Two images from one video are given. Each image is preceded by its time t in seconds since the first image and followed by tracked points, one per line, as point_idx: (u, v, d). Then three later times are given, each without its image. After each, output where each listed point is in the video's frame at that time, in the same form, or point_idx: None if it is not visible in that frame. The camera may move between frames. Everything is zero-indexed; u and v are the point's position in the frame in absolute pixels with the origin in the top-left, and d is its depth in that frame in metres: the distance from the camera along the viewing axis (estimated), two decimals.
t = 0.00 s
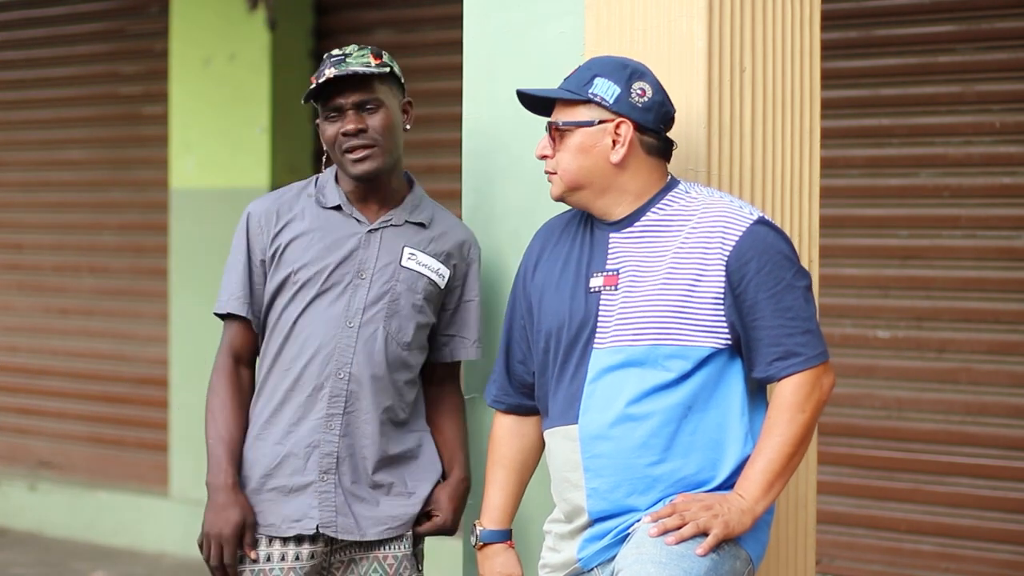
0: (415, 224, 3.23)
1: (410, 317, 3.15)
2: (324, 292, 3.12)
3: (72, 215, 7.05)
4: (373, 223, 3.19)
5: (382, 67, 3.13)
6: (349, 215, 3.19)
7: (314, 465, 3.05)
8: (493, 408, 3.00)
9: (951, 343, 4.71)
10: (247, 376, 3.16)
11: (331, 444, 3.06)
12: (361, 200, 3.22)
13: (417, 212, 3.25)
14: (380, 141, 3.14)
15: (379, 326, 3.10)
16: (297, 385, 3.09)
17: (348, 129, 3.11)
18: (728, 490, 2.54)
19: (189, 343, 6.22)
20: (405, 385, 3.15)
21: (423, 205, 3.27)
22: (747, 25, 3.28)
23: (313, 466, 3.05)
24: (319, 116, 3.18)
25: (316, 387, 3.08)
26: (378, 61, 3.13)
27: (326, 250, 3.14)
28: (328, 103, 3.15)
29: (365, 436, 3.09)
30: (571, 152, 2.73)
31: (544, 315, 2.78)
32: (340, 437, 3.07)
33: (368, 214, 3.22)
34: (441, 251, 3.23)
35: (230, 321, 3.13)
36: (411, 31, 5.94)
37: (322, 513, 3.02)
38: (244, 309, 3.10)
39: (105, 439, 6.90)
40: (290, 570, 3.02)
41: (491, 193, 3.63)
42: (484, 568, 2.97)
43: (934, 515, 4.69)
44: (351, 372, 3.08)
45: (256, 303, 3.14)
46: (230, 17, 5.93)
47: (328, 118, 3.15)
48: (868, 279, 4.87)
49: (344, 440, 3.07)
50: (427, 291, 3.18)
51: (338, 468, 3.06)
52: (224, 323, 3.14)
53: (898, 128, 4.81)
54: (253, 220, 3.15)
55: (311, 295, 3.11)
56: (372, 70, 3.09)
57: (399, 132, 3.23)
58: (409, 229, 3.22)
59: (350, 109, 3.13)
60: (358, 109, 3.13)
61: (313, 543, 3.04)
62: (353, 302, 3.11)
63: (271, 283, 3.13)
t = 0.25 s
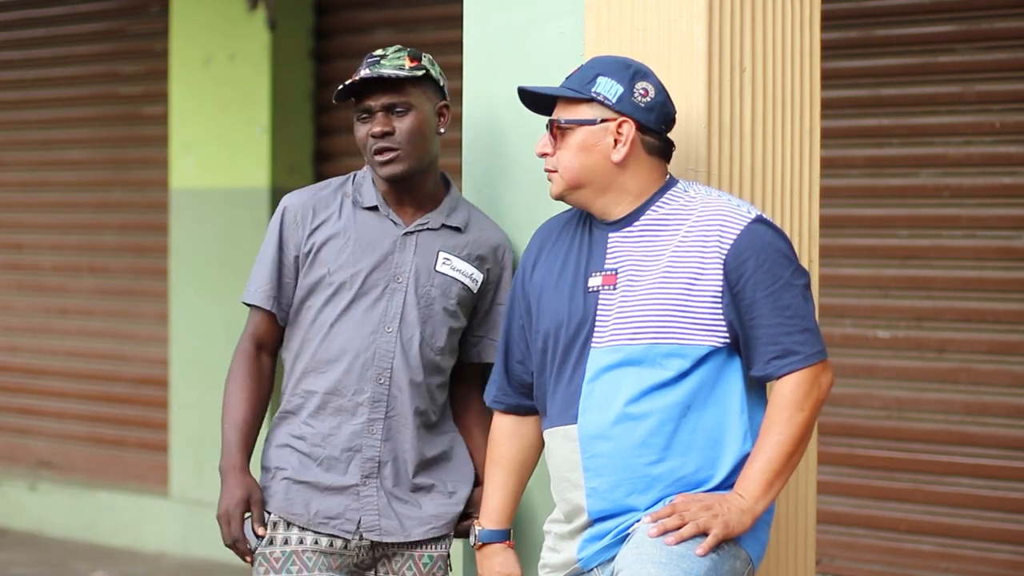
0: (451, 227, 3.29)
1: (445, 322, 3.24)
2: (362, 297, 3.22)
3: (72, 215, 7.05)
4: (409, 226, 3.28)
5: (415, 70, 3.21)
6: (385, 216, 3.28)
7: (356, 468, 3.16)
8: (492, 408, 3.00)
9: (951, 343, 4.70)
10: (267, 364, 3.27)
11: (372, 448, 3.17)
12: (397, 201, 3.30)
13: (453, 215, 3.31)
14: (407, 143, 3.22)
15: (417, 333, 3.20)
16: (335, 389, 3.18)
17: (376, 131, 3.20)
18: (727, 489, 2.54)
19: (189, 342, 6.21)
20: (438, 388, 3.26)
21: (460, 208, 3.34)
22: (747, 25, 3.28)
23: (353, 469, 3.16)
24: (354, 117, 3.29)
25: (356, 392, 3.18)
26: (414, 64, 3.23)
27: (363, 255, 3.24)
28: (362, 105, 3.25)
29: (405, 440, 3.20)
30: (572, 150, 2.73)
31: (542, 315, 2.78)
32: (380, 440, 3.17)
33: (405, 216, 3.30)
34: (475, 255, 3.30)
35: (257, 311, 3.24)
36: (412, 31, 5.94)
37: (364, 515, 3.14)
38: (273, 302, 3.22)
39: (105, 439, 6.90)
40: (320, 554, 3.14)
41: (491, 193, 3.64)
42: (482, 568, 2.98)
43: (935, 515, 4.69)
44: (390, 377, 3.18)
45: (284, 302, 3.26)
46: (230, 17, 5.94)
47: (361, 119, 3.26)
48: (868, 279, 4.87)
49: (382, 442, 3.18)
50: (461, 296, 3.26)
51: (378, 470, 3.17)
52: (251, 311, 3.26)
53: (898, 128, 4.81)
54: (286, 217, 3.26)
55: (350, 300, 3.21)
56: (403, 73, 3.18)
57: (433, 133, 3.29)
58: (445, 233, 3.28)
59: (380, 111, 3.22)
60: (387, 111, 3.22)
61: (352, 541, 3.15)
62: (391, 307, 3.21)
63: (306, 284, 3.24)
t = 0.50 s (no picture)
0: (445, 226, 3.30)
1: (441, 319, 3.25)
2: (358, 296, 3.24)
3: (72, 215, 7.05)
4: (402, 227, 3.29)
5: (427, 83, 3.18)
6: (377, 221, 3.30)
7: (350, 466, 3.20)
8: (492, 408, 3.00)
9: (951, 343, 4.70)
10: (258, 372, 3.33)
11: (367, 446, 3.20)
12: (393, 208, 3.31)
13: (447, 215, 3.31)
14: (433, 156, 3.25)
15: (413, 331, 3.22)
16: (331, 390, 3.22)
17: (415, 149, 3.18)
18: (727, 488, 2.54)
19: (188, 342, 6.21)
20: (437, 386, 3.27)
21: (454, 208, 3.33)
22: (747, 25, 3.28)
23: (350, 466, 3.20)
24: (370, 136, 3.19)
25: (351, 391, 3.21)
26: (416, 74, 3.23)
27: (358, 255, 3.26)
28: (386, 124, 3.17)
29: (401, 437, 3.22)
30: (574, 149, 2.73)
31: (541, 314, 2.78)
32: (376, 438, 3.20)
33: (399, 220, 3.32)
34: (472, 252, 3.30)
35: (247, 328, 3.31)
36: (412, 31, 5.94)
37: (361, 511, 3.17)
38: (264, 317, 3.29)
39: (105, 439, 6.90)
40: (314, 560, 3.21)
41: (491, 193, 3.64)
42: (479, 567, 2.98)
43: (935, 515, 4.69)
44: (386, 375, 3.21)
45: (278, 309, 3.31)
46: (230, 17, 5.94)
47: (384, 138, 3.19)
48: (869, 279, 4.87)
49: (379, 440, 3.20)
50: (458, 292, 3.27)
51: (374, 468, 3.20)
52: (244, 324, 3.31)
53: (898, 128, 4.81)
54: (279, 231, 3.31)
55: (345, 300, 3.24)
56: (417, 87, 3.15)
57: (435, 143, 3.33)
58: (439, 231, 3.30)
59: (410, 129, 3.19)
60: (416, 128, 3.21)
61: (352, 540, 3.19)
62: (386, 306, 3.23)
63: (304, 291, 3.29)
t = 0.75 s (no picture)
0: (440, 230, 3.35)
1: (434, 319, 3.29)
2: (351, 296, 3.29)
3: (72, 215, 7.05)
4: (396, 231, 3.35)
5: (411, 94, 3.26)
6: (370, 227, 3.35)
7: (339, 461, 3.23)
8: (492, 409, 3.00)
9: (951, 343, 4.71)
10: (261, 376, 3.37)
11: (356, 441, 3.23)
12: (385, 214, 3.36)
13: (442, 218, 3.37)
14: (411, 167, 3.28)
15: (404, 329, 3.26)
16: (323, 387, 3.26)
17: (384, 158, 3.24)
18: (727, 489, 2.54)
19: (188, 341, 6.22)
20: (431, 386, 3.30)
21: (450, 212, 3.39)
22: (747, 25, 3.28)
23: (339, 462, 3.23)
24: (349, 139, 3.28)
25: (341, 387, 3.25)
26: (407, 86, 3.27)
27: (350, 258, 3.31)
28: (361, 131, 3.25)
29: (391, 433, 3.24)
30: (573, 150, 2.73)
31: (541, 315, 2.78)
32: (366, 434, 3.23)
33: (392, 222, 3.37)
34: (466, 255, 3.34)
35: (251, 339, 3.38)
36: (411, 31, 5.94)
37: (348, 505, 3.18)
38: (263, 321, 3.33)
39: (105, 439, 6.90)
40: (308, 557, 3.21)
41: (491, 193, 3.64)
42: (479, 568, 2.97)
43: (935, 515, 4.69)
44: (376, 371, 3.24)
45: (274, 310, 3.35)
46: (230, 17, 5.94)
47: (360, 143, 3.26)
48: (869, 279, 4.87)
49: (369, 437, 3.23)
50: (451, 293, 3.31)
51: (364, 463, 3.22)
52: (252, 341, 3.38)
53: (898, 127, 4.81)
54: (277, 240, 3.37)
55: (338, 300, 3.28)
56: (401, 99, 3.22)
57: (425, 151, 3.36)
58: (433, 236, 3.35)
59: (384, 138, 3.25)
60: (393, 137, 3.25)
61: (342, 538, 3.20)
62: (378, 306, 3.28)
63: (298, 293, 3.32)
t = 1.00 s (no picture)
0: (438, 226, 3.36)
1: (432, 314, 3.28)
2: (350, 292, 3.29)
3: (72, 215, 7.05)
4: (394, 228, 3.36)
5: (415, 85, 3.31)
6: (369, 224, 3.37)
7: (337, 457, 3.24)
8: (494, 410, 3.00)
9: (951, 343, 4.71)
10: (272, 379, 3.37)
11: (354, 435, 3.23)
12: (381, 208, 3.39)
13: (441, 215, 3.38)
14: (404, 154, 3.30)
15: (403, 324, 3.26)
16: (322, 384, 3.26)
17: (377, 140, 3.26)
18: (728, 489, 2.54)
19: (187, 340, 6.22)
20: (431, 381, 3.28)
21: (449, 209, 3.40)
22: (747, 25, 3.28)
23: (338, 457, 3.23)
24: (347, 122, 3.33)
25: (340, 383, 3.25)
26: (411, 78, 3.31)
27: (350, 255, 3.32)
28: (358, 113, 3.30)
29: (388, 426, 3.23)
30: (572, 150, 2.73)
31: (542, 316, 2.78)
32: (364, 429, 3.23)
33: (389, 220, 3.39)
34: (465, 250, 3.35)
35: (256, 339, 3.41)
36: (411, 31, 5.95)
37: (348, 499, 3.20)
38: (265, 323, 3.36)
39: (105, 439, 6.90)
40: (307, 553, 3.22)
41: (491, 193, 3.64)
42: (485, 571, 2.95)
43: (935, 515, 4.70)
44: (374, 367, 3.24)
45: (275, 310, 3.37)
46: (230, 17, 5.94)
47: (356, 126, 3.31)
48: (869, 279, 4.87)
49: (368, 431, 3.23)
50: (449, 288, 3.31)
51: (362, 458, 3.23)
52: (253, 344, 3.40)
53: (898, 127, 4.81)
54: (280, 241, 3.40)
55: (337, 297, 3.29)
56: (404, 85, 3.26)
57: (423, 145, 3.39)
58: (431, 232, 3.36)
59: (379, 121, 3.29)
60: (387, 122, 3.29)
61: (342, 534, 3.22)
62: (377, 302, 3.28)
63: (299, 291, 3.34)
